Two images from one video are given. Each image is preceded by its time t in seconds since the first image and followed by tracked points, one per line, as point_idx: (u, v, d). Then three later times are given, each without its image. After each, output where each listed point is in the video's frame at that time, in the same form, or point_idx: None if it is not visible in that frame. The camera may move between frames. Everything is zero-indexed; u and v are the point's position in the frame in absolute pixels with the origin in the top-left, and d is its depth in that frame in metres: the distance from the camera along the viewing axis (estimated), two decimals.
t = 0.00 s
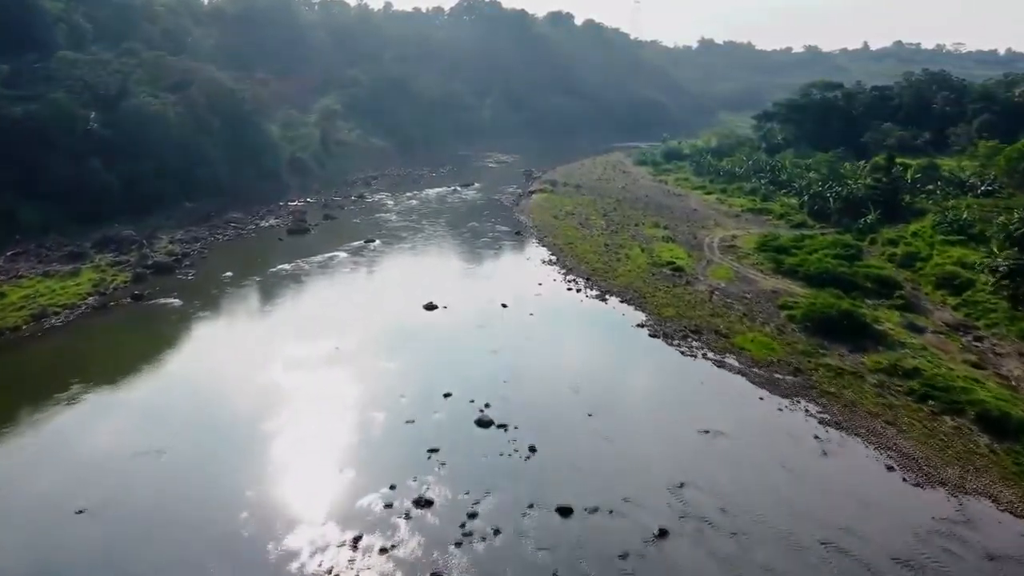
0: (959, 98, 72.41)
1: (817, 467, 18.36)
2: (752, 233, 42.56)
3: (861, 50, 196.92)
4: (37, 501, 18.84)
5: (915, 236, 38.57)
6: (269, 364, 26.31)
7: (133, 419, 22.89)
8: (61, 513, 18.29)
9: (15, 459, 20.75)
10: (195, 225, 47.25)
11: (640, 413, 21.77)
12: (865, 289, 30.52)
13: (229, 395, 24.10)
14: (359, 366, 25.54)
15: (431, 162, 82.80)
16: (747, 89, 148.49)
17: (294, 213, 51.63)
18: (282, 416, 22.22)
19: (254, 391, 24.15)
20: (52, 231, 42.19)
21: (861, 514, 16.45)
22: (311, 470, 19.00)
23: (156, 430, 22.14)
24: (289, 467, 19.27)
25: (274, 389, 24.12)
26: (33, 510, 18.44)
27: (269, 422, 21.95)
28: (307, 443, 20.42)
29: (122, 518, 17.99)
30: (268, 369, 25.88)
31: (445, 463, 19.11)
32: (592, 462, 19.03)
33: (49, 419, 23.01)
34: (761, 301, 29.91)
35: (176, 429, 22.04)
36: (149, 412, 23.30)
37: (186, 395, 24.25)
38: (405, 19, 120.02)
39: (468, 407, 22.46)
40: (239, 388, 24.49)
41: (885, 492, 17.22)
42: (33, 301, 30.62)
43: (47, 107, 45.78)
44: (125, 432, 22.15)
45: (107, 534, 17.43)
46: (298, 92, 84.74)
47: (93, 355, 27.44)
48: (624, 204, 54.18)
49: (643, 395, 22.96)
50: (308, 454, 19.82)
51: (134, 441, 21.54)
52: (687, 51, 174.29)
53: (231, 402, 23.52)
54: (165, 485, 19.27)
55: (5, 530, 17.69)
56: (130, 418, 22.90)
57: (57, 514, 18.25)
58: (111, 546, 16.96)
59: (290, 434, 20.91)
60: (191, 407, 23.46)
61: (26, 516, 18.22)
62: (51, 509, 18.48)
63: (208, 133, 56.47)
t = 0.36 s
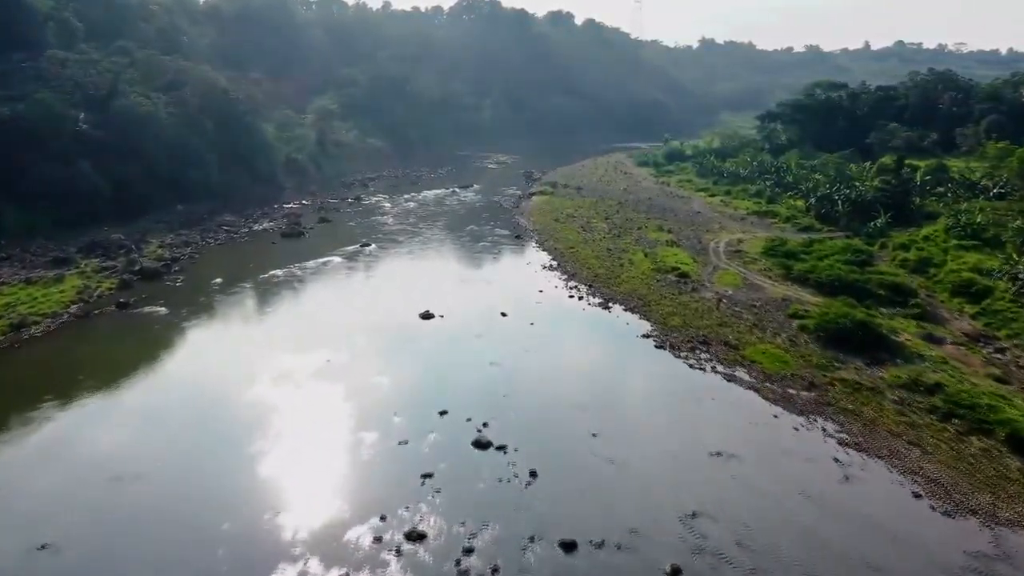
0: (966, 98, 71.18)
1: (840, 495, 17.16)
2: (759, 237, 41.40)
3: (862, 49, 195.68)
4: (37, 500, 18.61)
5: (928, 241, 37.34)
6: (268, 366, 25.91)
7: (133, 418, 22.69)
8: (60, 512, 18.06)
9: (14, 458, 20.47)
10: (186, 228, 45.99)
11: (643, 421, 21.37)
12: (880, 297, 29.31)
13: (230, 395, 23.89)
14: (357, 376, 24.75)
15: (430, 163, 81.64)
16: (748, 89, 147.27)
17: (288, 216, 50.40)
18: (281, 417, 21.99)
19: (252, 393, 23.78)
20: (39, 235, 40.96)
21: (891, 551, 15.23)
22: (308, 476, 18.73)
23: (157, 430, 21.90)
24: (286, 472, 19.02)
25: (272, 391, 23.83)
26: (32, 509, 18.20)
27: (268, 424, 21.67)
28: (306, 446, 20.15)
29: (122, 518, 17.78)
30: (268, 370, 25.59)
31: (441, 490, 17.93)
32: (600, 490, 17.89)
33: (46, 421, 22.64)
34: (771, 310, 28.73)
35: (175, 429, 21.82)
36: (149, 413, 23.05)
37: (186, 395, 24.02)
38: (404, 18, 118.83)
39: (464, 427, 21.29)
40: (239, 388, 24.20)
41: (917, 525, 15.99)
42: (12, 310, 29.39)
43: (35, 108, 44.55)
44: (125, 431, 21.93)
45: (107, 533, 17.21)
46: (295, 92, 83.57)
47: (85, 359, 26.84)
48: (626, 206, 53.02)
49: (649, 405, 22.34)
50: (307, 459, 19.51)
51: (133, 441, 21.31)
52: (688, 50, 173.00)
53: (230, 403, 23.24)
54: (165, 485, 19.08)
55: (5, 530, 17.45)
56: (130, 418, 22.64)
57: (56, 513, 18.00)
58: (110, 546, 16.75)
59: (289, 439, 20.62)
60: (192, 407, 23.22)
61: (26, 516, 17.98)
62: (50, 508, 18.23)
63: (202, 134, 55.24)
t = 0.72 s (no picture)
0: (973, 98, 69.97)
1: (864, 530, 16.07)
2: (767, 242, 40.22)
3: (863, 49, 194.70)
4: (37, 501, 18.73)
5: (942, 245, 36.11)
6: (266, 368, 25.80)
7: (133, 419, 22.78)
8: (61, 513, 18.17)
9: (15, 459, 20.56)
10: (177, 232, 44.73)
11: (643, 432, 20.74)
12: (895, 306, 28.04)
13: (229, 395, 23.96)
14: (351, 387, 23.93)
15: (429, 163, 80.53)
16: (749, 89, 146.11)
17: (282, 220, 49.13)
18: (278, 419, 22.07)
19: (250, 396, 23.74)
20: (24, 240, 39.78)
21: None
22: (307, 484, 18.46)
23: (157, 430, 22.05)
24: (283, 486, 18.56)
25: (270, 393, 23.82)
26: (32, 509, 18.33)
27: (267, 425, 21.72)
28: (303, 457, 19.74)
29: (122, 517, 17.94)
30: (267, 371, 25.61)
31: (434, 520, 16.78)
32: (607, 523, 16.71)
33: (46, 423, 22.64)
34: (782, 319, 27.54)
35: (174, 430, 21.89)
36: (150, 413, 23.17)
37: (185, 396, 24.10)
38: (403, 17, 117.64)
39: (460, 449, 20.07)
40: (238, 389, 24.28)
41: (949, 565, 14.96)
42: None
43: (20, 108, 43.37)
44: (125, 432, 22.01)
45: (106, 533, 17.34)
46: (292, 92, 82.45)
47: (80, 363, 26.45)
48: (628, 209, 51.83)
49: (651, 413, 21.75)
50: (305, 468, 19.22)
51: (133, 442, 21.41)
52: (689, 50, 171.70)
53: (229, 404, 23.28)
54: (165, 485, 19.20)
55: (5, 530, 17.56)
56: (129, 419, 22.74)
57: (56, 514, 18.14)
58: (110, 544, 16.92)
59: (283, 451, 20.14)
60: (191, 407, 23.33)
61: (26, 516, 18.10)
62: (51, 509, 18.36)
63: (195, 134, 53.98)
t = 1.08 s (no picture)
0: (980, 98, 68.86)
1: (895, 568, 14.94)
2: (776, 247, 39.04)
3: (863, 49, 193.81)
4: (37, 501, 18.36)
5: (957, 251, 34.90)
6: (265, 371, 25.15)
7: (132, 419, 22.35)
8: (61, 513, 17.81)
9: (14, 460, 20.16)
10: (167, 236, 43.42)
11: (644, 434, 20.61)
12: (912, 315, 26.86)
13: (227, 395, 23.46)
14: (346, 397, 22.93)
15: (428, 164, 79.35)
16: (750, 90, 145.11)
17: (275, 223, 47.83)
18: (276, 420, 21.56)
19: (244, 401, 22.90)
20: (9, 245, 38.53)
21: None
22: (308, 486, 18.17)
23: (157, 429, 21.61)
24: (278, 494, 18.00)
25: (270, 394, 23.22)
26: (31, 510, 17.97)
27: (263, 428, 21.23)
28: (296, 469, 18.95)
29: (122, 517, 17.60)
30: (267, 372, 25.07)
31: (428, 556, 15.52)
32: (618, 556, 15.61)
33: (42, 424, 22.11)
34: (794, 329, 26.38)
35: (174, 430, 21.44)
36: (150, 411, 22.73)
37: (184, 395, 23.67)
38: (402, 16, 116.42)
39: (454, 475, 18.68)
40: (237, 389, 23.77)
41: None
42: None
43: (7, 108, 42.12)
44: (124, 432, 21.59)
45: (108, 533, 17.03)
46: (289, 92, 81.26)
47: (71, 367, 25.73)
48: (631, 211, 50.67)
49: (652, 416, 21.54)
50: (304, 470, 18.85)
51: (132, 442, 21.00)
52: (689, 50, 170.48)
53: (228, 404, 22.77)
54: (166, 483, 18.90)
55: (5, 531, 17.21)
56: (128, 418, 22.32)
57: (56, 514, 17.78)
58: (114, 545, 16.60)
59: (273, 466, 19.15)
60: (191, 406, 22.87)
61: (25, 516, 17.74)
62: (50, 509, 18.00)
63: (188, 135, 52.74)
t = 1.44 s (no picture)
0: (989, 98, 67.62)
1: None
2: (784, 251, 37.95)
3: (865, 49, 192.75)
4: (37, 501, 18.13)
5: (973, 256, 33.66)
6: (260, 373, 24.56)
7: (132, 419, 22.04)
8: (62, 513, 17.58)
9: (14, 461, 19.90)
10: (156, 240, 42.22)
11: (643, 435, 20.41)
12: (930, 326, 25.69)
13: (226, 396, 22.99)
14: (340, 406, 21.96)
15: (426, 165, 78.17)
16: (752, 90, 143.95)
17: (269, 227, 46.66)
18: (263, 445, 19.88)
19: (230, 420, 21.40)
20: None
21: None
22: (307, 485, 17.85)
23: (157, 430, 21.28)
24: (273, 498, 17.50)
25: (264, 398, 22.60)
26: (31, 510, 17.75)
27: (251, 437, 20.31)
28: (292, 486, 17.85)
29: (122, 517, 17.35)
30: (264, 373, 24.54)
31: None
32: None
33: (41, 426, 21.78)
34: (807, 340, 25.25)
35: (173, 431, 21.13)
36: (150, 411, 22.42)
37: (184, 395, 23.33)
38: (401, 16, 115.21)
39: (450, 506, 17.12)
40: (236, 390, 23.32)
41: None
42: None
43: None
44: (124, 433, 21.29)
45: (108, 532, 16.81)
46: (285, 92, 80.14)
47: (65, 371, 25.18)
48: (634, 214, 49.48)
49: (651, 417, 21.36)
50: (302, 472, 18.43)
51: (132, 442, 20.71)
52: (691, 50, 169.13)
53: (226, 406, 22.27)
54: (167, 482, 18.65)
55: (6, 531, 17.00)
56: (128, 419, 22.01)
57: (56, 514, 17.58)
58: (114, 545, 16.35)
59: (272, 483, 18.03)
60: (190, 406, 22.52)
61: (26, 516, 17.53)
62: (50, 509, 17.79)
63: (181, 136, 51.59)
